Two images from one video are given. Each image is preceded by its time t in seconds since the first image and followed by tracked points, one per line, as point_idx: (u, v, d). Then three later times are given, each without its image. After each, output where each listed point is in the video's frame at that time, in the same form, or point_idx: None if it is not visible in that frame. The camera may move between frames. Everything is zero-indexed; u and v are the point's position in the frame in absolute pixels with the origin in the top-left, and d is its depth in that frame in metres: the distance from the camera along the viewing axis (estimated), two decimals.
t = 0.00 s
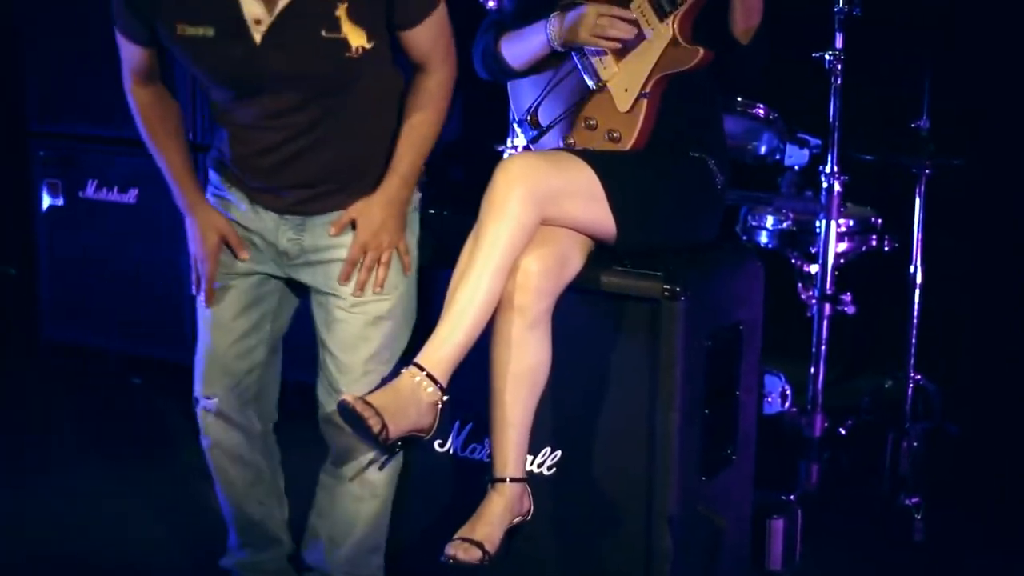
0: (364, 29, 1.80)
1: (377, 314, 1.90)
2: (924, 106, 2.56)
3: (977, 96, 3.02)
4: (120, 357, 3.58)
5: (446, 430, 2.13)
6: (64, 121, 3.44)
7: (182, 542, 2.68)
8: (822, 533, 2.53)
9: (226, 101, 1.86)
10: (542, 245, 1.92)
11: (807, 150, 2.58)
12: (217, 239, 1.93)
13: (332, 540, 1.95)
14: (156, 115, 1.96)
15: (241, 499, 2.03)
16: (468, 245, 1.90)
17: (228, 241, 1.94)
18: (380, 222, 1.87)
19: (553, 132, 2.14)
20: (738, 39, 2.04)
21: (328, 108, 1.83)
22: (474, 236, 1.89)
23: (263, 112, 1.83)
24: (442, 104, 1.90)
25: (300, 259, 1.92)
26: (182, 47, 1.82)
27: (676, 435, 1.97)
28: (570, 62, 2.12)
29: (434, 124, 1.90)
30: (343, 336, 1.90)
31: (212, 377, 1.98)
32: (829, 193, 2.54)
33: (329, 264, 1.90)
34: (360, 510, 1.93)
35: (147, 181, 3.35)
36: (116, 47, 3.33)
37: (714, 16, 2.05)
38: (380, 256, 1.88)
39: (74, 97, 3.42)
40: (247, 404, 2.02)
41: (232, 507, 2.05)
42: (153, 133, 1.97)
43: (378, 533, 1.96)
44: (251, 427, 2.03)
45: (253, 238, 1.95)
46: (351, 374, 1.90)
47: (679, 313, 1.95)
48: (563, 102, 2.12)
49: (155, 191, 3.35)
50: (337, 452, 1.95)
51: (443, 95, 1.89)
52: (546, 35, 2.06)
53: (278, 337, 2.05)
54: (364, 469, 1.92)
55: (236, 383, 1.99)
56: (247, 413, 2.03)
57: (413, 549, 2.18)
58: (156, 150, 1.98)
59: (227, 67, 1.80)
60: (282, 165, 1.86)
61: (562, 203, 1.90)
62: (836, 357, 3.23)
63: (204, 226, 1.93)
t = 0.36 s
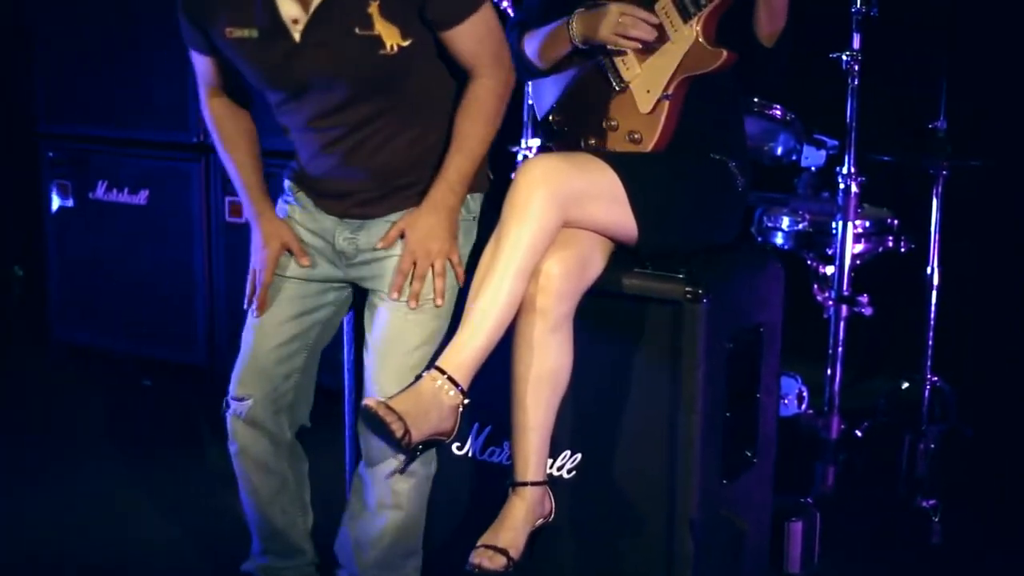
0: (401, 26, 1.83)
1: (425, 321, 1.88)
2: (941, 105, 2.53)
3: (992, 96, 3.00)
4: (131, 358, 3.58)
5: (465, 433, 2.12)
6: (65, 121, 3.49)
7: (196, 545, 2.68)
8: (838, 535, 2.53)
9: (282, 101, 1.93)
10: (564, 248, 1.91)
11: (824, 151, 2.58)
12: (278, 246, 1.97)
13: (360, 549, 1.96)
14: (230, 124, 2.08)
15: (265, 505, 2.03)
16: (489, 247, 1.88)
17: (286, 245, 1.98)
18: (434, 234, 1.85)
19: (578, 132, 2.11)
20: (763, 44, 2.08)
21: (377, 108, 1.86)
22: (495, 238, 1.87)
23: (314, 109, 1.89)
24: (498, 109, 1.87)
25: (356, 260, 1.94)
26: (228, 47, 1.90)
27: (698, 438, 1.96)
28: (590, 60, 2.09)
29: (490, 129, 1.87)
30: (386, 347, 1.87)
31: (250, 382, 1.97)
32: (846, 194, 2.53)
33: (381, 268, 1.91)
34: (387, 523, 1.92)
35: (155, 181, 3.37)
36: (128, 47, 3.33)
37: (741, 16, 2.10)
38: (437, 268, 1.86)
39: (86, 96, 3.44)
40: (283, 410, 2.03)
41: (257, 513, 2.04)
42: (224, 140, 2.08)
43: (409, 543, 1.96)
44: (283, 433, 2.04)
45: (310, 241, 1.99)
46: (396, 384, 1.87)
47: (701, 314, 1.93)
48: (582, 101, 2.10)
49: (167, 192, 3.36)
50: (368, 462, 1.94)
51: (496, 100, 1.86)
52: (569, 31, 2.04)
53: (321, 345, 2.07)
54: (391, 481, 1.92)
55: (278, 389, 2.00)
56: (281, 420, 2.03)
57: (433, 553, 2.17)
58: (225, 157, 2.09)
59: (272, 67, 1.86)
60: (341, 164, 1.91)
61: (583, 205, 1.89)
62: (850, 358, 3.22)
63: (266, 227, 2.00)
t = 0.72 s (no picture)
0: (473, 20, 1.85)
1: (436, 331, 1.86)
2: (957, 107, 2.52)
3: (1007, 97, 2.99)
4: (139, 361, 3.58)
5: (482, 436, 2.11)
6: (74, 122, 3.48)
7: (205, 548, 2.67)
8: (853, 539, 2.52)
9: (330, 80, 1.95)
10: (585, 248, 1.90)
11: (839, 152, 2.58)
12: (293, 225, 1.98)
13: (370, 552, 1.95)
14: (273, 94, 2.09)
15: (271, 506, 2.00)
16: (510, 247, 1.87)
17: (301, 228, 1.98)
18: (452, 251, 1.84)
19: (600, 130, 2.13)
20: (791, 50, 2.11)
21: (421, 98, 1.87)
22: (516, 238, 1.86)
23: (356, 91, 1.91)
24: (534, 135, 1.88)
25: (365, 257, 1.93)
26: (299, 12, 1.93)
27: (718, 442, 1.93)
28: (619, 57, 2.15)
29: (524, 152, 1.88)
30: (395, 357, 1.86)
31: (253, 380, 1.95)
32: (862, 195, 2.52)
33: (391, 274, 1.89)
34: (395, 529, 1.91)
35: (164, 182, 3.36)
36: (137, 48, 3.33)
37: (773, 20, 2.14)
38: (450, 286, 1.84)
39: (96, 97, 3.43)
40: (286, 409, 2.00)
41: (262, 515, 2.01)
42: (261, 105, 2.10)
43: (419, 548, 1.95)
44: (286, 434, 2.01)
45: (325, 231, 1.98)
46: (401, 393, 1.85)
47: (721, 316, 1.92)
48: (607, 97, 2.13)
49: (176, 194, 3.36)
50: (380, 465, 1.93)
51: (534, 125, 1.88)
52: (597, 30, 2.15)
53: (327, 344, 2.05)
54: (401, 486, 1.90)
55: (280, 386, 1.97)
56: (284, 419, 2.00)
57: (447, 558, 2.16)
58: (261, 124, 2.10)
59: (336, 32, 1.88)
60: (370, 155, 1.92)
61: (605, 205, 1.88)
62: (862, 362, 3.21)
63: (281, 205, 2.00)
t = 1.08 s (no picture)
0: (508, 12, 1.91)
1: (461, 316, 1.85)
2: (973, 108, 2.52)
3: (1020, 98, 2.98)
4: (148, 362, 3.57)
5: (498, 440, 2.10)
6: (85, 123, 3.49)
7: (216, 551, 2.66)
8: (869, 541, 2.51)
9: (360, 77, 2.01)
10: (607, 250, 1.90)
11: (855, 153, 2.57)
12: (324, 208, 1.98)
13: (383, 548, 1.90)
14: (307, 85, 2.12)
15: (310, 515, 1.94)
16: (532, 249, 1.87)
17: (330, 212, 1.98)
18: (472, 237, 1.85)
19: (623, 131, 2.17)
20: (809, 50, 2.13)
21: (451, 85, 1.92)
22: (537, 239, 1.86)
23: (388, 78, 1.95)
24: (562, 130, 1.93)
25: (386, 245, 1.94)
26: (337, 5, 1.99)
27: (739, 445, 1.92)
28: (639, 60, 2.16)
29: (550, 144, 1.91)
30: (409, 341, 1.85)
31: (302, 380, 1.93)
32: (877, 197, 2.51)
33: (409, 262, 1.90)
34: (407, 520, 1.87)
35: (174, 183, 3.37)
36: (148, 48, 3.33)
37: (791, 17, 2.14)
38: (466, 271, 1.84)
39: (106, 97, 3.44)
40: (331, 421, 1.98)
41: (288, 527, 1.96)
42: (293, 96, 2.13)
43: (429, 545, 1.90)
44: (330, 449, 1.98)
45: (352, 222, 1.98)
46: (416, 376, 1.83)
47: (742, 318, 1.91)
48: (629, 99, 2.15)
49: (187, 195, 3.36)
50: (390, 457, 1.89)
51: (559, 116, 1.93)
52: (619, 34, 2.14)
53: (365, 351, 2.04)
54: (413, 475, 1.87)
55: (330, 388, 1.96)
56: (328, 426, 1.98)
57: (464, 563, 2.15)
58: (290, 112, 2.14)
59: (373, 23, 1.93)
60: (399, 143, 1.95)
61: (627, 207, 1.89)
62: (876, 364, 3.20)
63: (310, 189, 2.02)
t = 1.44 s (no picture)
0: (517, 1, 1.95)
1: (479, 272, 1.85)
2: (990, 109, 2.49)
3: None
4: (159, 362, 3.57)
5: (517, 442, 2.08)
6: (96, 123, 3.51)
7: (227, 551, 2.65)
8: (885, 543, 2.50)
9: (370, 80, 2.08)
10: (628, 249, 1.88)
11: (872, 154, 2.56)
12: (340, 209, 1.98)
13: (346, 462, 1.76)
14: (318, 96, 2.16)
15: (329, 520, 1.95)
16: (554, 248, 1.85)
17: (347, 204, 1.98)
18: (495, 201, 1.88)
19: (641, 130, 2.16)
20: (829, 50, 2.13)
21: (462, 77, 1.98)
22: (558, 240, 1.84)
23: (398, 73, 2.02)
24: (575, 114, 1.97)
25: (413, 226, 1.97)
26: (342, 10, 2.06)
27: (760, 448, 1.91)
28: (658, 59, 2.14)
29: (562, 132, 1.96)
30: (426, 277, 1.82)
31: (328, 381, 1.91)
32: (894, 198, 2.49)
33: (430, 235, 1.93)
34: (384, 432, 1.74)
35: (185, 184, 3.39)
36: (159, 47, 3.34)
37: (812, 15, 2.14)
38: (490, 232, 1.86)
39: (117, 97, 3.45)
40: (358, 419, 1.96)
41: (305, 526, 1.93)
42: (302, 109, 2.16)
43: (393, 474, 1.77)
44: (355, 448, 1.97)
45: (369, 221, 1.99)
46: (433, 306, 1.79)
47: (765, 321, 1.90)
48: (648, 98, 2.14)
49: (198, 196, 3.38)
50: (379, 370, 1.78)
51: (572, 99, 1.97)
52: (638, 32, 2.13)
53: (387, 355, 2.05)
54: (403, 387, 1.75)
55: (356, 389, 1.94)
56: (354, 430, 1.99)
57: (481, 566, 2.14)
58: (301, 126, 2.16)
59: (380, 24, 2.00)
60: (412, 137, 2.01)
61: (646, 204, 1.86)
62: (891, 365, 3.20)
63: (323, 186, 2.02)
